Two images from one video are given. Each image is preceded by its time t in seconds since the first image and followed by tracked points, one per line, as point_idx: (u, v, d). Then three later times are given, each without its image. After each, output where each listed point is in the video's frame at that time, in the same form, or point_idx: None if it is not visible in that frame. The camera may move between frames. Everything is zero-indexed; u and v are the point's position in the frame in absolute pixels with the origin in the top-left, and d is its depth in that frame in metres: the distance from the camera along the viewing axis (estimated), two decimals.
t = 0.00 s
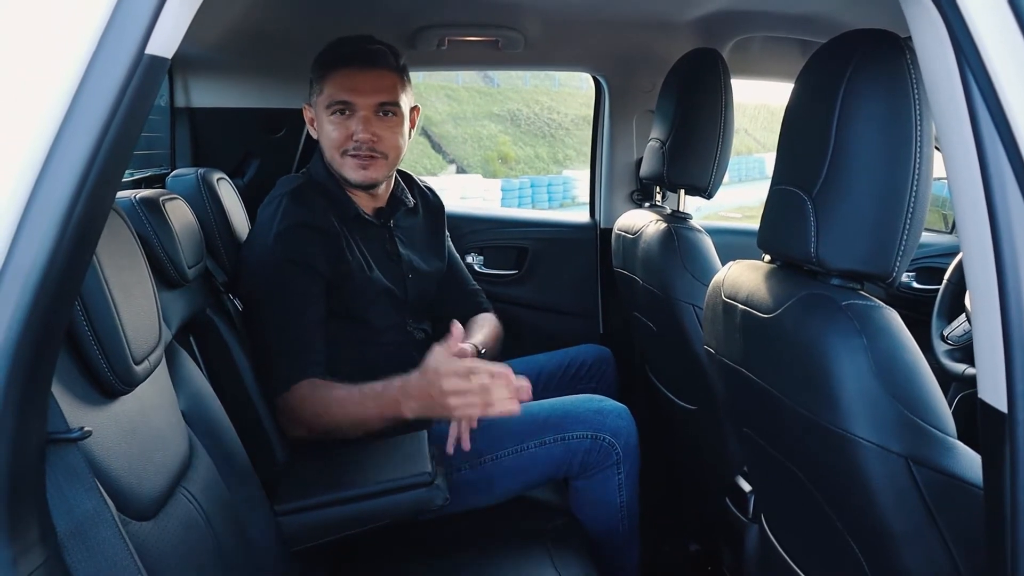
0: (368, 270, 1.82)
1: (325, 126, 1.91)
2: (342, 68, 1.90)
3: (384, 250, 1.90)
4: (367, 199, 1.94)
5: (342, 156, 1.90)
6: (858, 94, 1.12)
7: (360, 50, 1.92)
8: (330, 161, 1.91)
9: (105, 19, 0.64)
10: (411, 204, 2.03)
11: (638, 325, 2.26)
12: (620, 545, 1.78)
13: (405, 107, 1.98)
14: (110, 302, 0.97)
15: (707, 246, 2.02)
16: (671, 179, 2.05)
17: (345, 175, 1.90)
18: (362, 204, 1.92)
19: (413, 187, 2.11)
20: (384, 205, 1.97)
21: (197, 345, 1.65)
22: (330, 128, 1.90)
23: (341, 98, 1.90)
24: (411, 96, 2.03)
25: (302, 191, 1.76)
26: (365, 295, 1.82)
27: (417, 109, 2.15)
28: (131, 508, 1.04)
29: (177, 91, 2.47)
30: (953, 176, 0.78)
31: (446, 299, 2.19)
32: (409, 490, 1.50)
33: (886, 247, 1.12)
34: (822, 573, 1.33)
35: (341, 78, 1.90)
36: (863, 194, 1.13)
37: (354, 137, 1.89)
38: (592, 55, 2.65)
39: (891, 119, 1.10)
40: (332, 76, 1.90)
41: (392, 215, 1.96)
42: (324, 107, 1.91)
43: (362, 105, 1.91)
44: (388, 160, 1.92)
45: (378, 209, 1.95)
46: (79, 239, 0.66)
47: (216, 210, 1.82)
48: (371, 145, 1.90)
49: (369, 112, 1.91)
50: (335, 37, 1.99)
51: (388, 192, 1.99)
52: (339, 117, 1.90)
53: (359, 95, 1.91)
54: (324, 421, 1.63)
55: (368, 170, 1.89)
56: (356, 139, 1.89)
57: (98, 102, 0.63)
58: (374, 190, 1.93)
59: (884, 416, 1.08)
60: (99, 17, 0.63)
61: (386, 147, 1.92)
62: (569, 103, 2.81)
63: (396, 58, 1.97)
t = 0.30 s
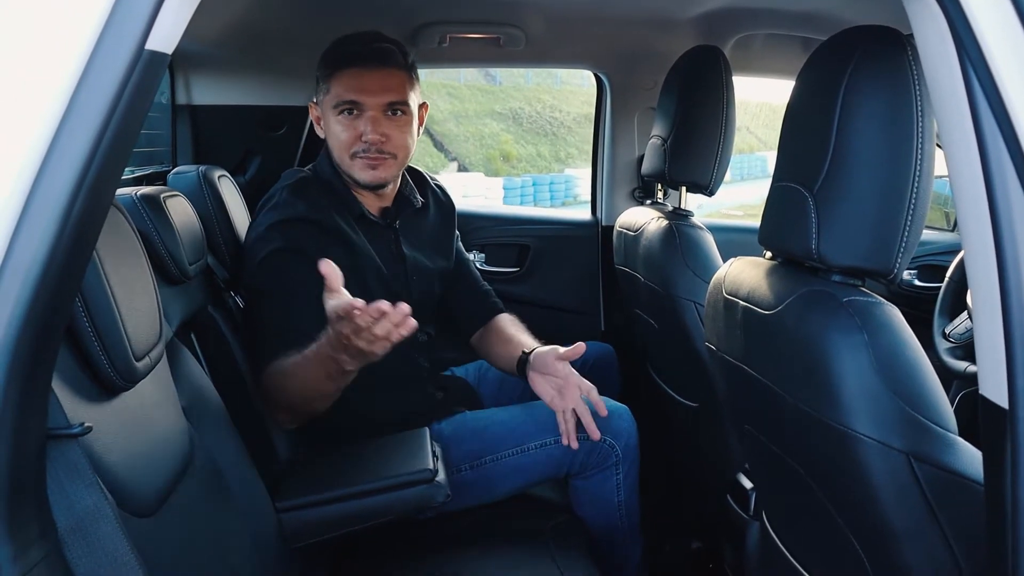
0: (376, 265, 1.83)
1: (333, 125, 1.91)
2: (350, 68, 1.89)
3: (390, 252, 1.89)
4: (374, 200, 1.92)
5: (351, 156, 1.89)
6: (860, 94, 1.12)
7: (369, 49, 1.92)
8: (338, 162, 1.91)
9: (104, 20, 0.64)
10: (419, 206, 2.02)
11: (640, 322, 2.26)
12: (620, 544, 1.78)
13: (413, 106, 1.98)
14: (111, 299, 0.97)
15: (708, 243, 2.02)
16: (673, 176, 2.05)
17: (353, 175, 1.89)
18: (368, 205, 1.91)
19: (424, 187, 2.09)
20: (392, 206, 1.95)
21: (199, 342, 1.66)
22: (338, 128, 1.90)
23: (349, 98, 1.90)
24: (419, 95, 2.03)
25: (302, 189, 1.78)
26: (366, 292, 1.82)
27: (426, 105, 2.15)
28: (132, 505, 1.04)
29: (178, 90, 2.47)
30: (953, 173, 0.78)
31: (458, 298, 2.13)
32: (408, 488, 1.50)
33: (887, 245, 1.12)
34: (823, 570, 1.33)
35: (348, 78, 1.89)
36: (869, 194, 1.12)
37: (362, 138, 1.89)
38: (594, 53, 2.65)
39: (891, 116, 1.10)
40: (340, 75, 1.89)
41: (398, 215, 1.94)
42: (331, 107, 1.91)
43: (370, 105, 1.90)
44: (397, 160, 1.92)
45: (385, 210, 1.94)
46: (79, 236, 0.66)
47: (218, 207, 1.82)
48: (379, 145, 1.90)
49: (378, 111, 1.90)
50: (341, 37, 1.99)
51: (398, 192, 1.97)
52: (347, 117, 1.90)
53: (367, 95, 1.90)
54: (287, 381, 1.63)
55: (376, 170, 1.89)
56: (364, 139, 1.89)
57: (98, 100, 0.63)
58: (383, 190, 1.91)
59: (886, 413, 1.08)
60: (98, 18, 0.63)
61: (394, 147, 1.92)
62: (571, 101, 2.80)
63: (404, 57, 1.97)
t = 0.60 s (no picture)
0: (374, 275, 1.83)
1: (328, 126, 1.90)
2: (344, 67, 1.89)
3: (388, 256, 1.89)
4: (371, 201, 1.93)
5: (346, 157, 1.89)
6: (863, 94, 1.11)
7: (361, 48, 1.91)
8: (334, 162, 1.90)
9: (106, 20, 0.64)
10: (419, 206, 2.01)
11: (642, 323, 2.26)
12: (621, 548, 1.77)
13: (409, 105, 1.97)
14: (113, 299, 0.97)
15: (710, 243, 2.02)
16: (675, 176, 2.05)
17: (349, 176, 1.89)
18: (365, 208, 1.92)
19: (423, 184, 2.09)
20: (389, 208, 1.97)
21: (201, 343, 1.66)
22: (333, 128, 1.90)
23: (344, 98, 1.89)
24: (415, 94, 2.02)
25: (303, 194, 1.78)
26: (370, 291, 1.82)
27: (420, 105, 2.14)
28: (135, 505, 1.04)
29: (181, 89, 2.50)
30: (956, 173, 0.78)
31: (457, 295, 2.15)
32: (410, 488, 1.50)
33: (890, 244, 1.12)
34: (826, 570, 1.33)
35: (343, 77, 1.89)
36: (869, 194, 1.12)
37: (358, 138, 1.89)
38: (596, 53, 2.65)
39: (894, 115, 1.10)
40: (334, 75, 1.89)
41: (397, 219, 1.95)
42: (326, 107, 1.90)
43: (365, 104, 1.90)
44: (393, 160, 1.92)
45: (382, 213, 1.95)
46: (82, 236, 0.66)
47: (221, 207, 1.82)
48: (375, 145, 1.89)
49: (374, 110, 1.90)
50: (334, 36, 1.98)
51: (394, 194, 1.97)
52: (342, 117, 1.89)
53: (362, 94, 1.90)
54: (356, 406, 1.62)
55: (373, 170, 1.89)
56: (361, 138, 1.89)
57: (101, 98, 0.64)
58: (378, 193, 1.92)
59: (889, 412, 1.08)
60: (100, 19, 0.63)
61: (391, 146, 1.91)
62: (572, 102, 2.80)
63: (398, 54, 1.96)
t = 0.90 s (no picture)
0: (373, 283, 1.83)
1: (322, 131, 1.91)
2: (336, 72, 1.89)
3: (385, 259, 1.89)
4: (369, 205, 1.93)
5: (343, 161, 1.89)
6: (867, 96, 1.11)
7: (354, 51, 1.91)
8: (330, 167, 1.91)
9: (111, 21, 0.64)
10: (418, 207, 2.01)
11: (645, 324, 2.26)
12: (627, 548, 1.78)
13: (403, 106, 1.97)
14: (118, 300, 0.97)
15: (713, 245, 2.01)
16: (678, 178, 2.05)
17: (346, 181, 1.89)
18: (364, 212, 1.93)
19: (422, 186, 2.08)
20: (388, 211, 1.97)
21: (205, 344, 1.66)
22: (328, 133, 1.90)
23: (337, 102, 1.89)
24: (408, 94, 2.02)
25: (302, 204, 1.78)
26: (373, 292, 1.82)
27: (415, 107, 2.15)
28: (140, 506, 1.05)
29: (185, 91, 2.52)
30: (960, 176, 0.78)
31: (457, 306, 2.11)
32: (415, 490, 1.51)
33: (893, 245, 1.12)
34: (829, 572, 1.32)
35: (336, 81, 1.89)
36: (873, 197, 1.12)
37: (354, 142, 1.89)
38: (599, 55, 2.65)
39: (898, 118, 1.10)
40: (327, 80, 1.89)
41: (395, 222, 1.96)
42: (319, 113, 1.91)
43: (359, 108, 1.90)
44: (389, 163, 1.92)
45: (380, 216, 1.95)
46: (89, 236, 0.67)
47: (224, 208, 1.82)
48: (371, 149, 1.90)
49: (368, 114, 1.90)
50: (325, 40, 1.97)
51: (393, 196, 1.97)
52: (336, 122, 1.90)
53: (356, 97, 1.90)
54: (358, 432, 1.58)
55: (370, 175, 1.89)
56: (356, 143, 1.89)
57: (107, 99, 0.64)
58: (376, 197, 1.92)
59: (892, 415, 1.08)
60: (106, 20, 0.64)
61: (386, 149, 1.92)
62: (576, 104, 2.81)
63: (390, 56, 1.96)
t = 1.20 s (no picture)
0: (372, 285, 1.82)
1: (325, 137, 1.91)
2: (339, 78, 1.89)
3: (387, 260, 1.89)
4: (372, 210, 1.94)
5: (346, 168, 1.90)
6: (870, 99, 1.11)
7: (356, 57, 1.90)
8: (333, 173, 1.91)
9: (116, 21, 0.64)
10: (421, 211, 2.02)
11: (648, 325, 2.26)
12: (628, 547, 1.78)
13: (406, 111, 1.97)
14: (122, 301, 0.97)
15: (717, 245, 2.01)
16: (681, 179, 2.05)
17: (350, 188, 1.90)
18: (367, 217, 1.93)
19: (425, 190, 2.07)
20: (389, 214, 1.97)
21: (208, 344, 1.67)
22: (331, 139, 1.90)
23: (340, 109, 1.90)
24: (410, 97, 2.02)
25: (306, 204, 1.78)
26: (375, 293, 1.83)
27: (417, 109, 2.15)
28: (144, 506, 1.05)
29: (188, 92, 2.51)
30: (963, 176, 0.78)
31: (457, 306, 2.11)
32: (418, 492, 1.51)
33: (897, 246, 1.12)
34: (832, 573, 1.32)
35: (339, 87, 1.89)
36: (875, 197, 1.12)
37: (357, 148, 1.89)
38: (602, 55, 2.65)
39: (901, 117, 1.10)
40: (330, 86, 1.89)
41: (399, 225, 1.96)
42: (323, 119, 1.91)
43: (362, 114, 1.90)
44: (393, 168, 1.93)
45: (383, 220, 1.96)
46: (93, 237, 0.67)
47: (227, 209, 1.83)
48: (375, 154, 1.90)
49: (371, 120, 1.91)
50: (328, 45, 1.97)
51: (395, 201, 1.98)
52: (340, 128, 1.90)
53: (359, 104, 1.90)
54: (365, 436, 1.60)
55: (374, 181, 1.90)
56: (359, 149, 1.90)
57: (112, 99, 0.64)
58: (380, 202, 1.93)
59: (895, 415, 1.08)
60: (110, 21, 0.64)
61: (390, 154, 1.92)
62: (580, 104, 2.80)
63: (393, 61, 1.96)
